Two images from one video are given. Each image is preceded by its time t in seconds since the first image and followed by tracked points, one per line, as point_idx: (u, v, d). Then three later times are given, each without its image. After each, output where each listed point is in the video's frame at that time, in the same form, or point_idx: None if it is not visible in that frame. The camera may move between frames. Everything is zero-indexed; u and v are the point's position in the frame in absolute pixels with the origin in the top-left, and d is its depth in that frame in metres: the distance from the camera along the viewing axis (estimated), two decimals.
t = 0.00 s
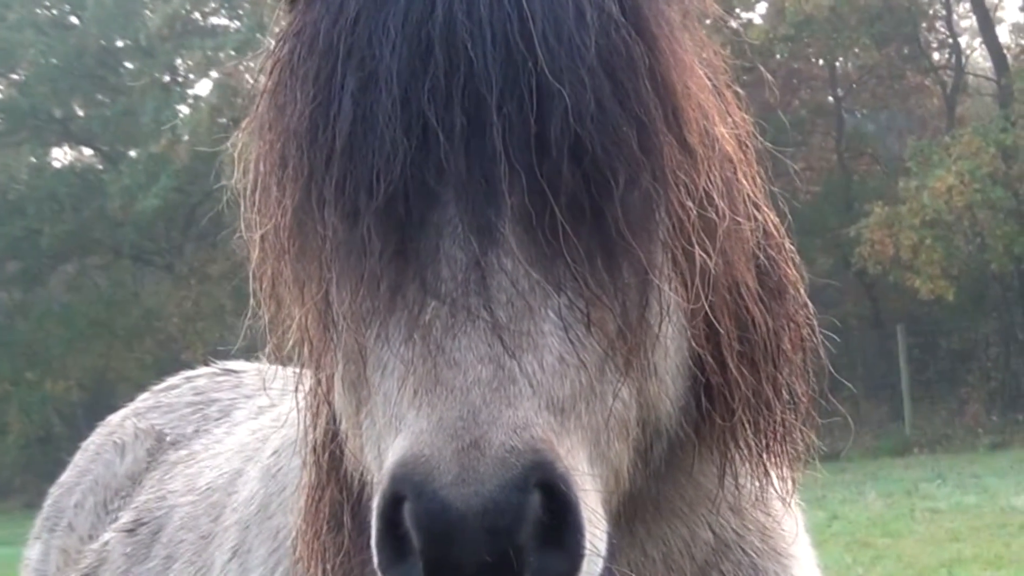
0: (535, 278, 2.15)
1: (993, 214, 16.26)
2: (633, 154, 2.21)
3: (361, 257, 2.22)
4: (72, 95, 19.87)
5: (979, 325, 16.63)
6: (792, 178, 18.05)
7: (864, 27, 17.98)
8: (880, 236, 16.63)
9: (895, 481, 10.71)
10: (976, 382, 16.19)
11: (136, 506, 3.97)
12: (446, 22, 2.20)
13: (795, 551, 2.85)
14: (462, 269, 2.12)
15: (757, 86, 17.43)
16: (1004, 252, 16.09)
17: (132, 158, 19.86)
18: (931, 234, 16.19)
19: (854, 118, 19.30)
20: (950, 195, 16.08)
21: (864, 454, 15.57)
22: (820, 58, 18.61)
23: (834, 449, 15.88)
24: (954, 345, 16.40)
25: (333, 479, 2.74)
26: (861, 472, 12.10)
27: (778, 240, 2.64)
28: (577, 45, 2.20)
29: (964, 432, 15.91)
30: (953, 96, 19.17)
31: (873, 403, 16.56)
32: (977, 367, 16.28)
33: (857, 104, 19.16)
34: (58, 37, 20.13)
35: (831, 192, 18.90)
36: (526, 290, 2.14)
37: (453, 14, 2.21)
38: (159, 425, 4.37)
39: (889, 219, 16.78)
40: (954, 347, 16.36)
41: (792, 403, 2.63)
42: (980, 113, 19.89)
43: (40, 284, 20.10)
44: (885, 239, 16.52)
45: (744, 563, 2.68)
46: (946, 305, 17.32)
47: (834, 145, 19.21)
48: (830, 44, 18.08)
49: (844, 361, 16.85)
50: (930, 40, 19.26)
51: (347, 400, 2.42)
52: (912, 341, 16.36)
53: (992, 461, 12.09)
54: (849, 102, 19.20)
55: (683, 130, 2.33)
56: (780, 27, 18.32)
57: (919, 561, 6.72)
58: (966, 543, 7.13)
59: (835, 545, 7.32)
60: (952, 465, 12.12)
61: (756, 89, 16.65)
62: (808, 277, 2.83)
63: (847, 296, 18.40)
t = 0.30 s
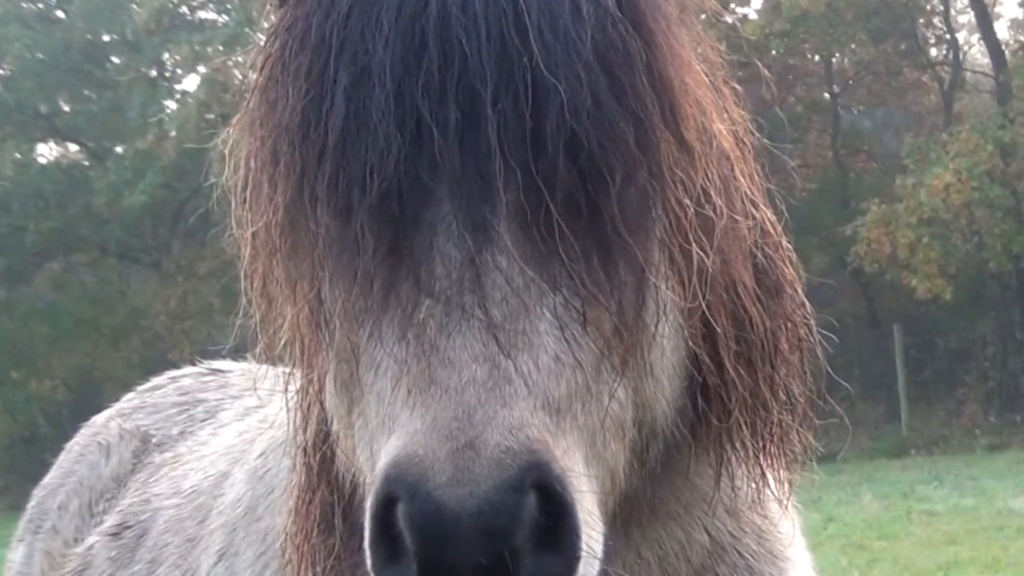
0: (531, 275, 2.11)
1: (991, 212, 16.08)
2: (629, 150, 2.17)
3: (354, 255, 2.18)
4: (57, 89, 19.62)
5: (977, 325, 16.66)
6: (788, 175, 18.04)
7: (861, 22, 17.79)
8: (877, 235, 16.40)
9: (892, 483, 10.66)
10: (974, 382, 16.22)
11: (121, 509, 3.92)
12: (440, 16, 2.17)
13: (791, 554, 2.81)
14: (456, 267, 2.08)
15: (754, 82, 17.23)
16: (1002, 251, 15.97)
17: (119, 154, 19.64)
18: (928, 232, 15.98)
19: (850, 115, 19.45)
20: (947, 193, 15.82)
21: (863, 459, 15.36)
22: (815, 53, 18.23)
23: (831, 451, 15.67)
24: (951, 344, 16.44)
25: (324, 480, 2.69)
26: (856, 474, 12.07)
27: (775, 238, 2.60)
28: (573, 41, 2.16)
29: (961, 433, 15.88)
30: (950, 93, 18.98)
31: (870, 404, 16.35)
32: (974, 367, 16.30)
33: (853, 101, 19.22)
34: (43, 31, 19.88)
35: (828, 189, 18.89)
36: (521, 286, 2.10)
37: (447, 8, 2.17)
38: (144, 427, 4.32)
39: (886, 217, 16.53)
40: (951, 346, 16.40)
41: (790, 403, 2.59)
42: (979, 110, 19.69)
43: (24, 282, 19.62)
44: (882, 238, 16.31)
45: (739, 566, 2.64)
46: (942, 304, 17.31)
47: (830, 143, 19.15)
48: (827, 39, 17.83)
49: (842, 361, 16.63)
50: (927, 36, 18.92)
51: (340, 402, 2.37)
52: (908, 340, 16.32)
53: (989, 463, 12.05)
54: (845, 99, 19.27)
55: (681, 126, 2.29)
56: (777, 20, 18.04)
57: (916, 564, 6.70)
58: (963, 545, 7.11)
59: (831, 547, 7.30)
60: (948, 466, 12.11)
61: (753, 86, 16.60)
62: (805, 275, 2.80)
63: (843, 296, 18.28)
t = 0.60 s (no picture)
0: (512, 284, 2.06)
1: (982, 216, 15.94)
2: (611, 157, 2.12)
3: (333, 265, 2.12)
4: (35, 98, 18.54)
5: (969, 329, 16.45)
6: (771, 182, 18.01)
7: (850, 25, 17.78)
8: (867, 239, 16.31)
9: (884, 491, 10.58)
10: (966, 389, 15.89)
11: (98, 523, 3.87)
12: (419, 22, 2.12)
13: (775, 563, 2.77)
14: (436, 277, 2.03)
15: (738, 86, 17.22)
16: (994, 256, 15.84)
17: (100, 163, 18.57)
18: (918, 238, 15.93)
19: (839, 118, 19.42)
20: (939, 198, 15.75)
21: (853, 464, 14.93)
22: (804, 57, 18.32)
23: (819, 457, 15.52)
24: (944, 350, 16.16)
25: (303, 492, 2.64)
26: (847, 483, 11.97)
27: (760, 243, 2.55)
28: (554, 47, 2.11)
29: (954, 440, 15.43)
30: (941, 96, 18.75)
31: (861, 410, 16.00)
32: (966, 374, 15.98)
33: (842, 104, 19.29)
34: (18, 38, 18.79)
35: (818, 193, 19.03)
36: (502, 296, 2.04)
37: (425, 15, 2.12)
38: (121, 439, 4.27)
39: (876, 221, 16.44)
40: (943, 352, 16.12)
41: (776, 410, 2.55)
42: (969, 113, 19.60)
43: None
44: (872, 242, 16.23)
45: None
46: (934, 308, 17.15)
47: (819, 147, 19.22)
48: (815, 42, 17.78)
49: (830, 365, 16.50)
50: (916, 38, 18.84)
51: (318, 415, 2.32)
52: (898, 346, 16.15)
53: (986, 470, 11.96)
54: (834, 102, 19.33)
55: (662, 131, 2.24)
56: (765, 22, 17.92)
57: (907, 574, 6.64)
58: (956, 554, 7.05)
59: (820, 558, 7.23)
60: (940, 474, 12.00)
61: (738, 91, 16.49)
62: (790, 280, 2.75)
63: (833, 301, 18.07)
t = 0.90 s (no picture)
0: (505, 287, 2.02)
1: (980, 217, 15.43)
2: (606, 157, 2.08)
3: (324, 267, 2.08)
4: (19, 96, 18.36)
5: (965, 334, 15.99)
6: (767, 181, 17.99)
7: (846, 23, 17.60)
8: (863, 241, 16.08)
9: (879, 496, 10.56)
10: (963, 392, 15.69)
11: (82, 527, 3.82)
12: (411, 21, 2.06)
13: (768, 568, 2.73)
14: (429, 280, 1.99)
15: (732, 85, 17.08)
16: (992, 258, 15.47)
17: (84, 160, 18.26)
18: (915, 240, 15.65)
19: (836, 119, 19.21)
20: (935, 199, 15.32)
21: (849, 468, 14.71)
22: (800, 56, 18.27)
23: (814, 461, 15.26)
24: (941, 353, 15.89)
25: (291, 496, 2.59)
26: (843, 487, 11.93)
27: (756, 246, 2.51)
28: (549, 47, 2.07)
29: (949, 444, 15.05)
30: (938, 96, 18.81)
31: (858, 413, 15.76)
32: (963, 377, 15.77)
33: (839, 104, 19.13)
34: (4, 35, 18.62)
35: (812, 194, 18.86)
36: (495, 298, 2.01)
37: (418, 11, 2.07)
38: (107, 441, 4.23)
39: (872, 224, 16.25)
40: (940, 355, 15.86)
41: (771, 415, 2.51)
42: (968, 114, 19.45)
43: None
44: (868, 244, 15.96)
45: None
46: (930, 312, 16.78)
47: (814, 147, 19.13)
48: (811, 41, 17.63)
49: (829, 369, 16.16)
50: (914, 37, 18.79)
51: (306, 419, 2.28)
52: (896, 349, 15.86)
53: (982, 475, 11.91)
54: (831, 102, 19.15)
55: (659, 132, 2.20)
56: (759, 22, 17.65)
57: None
58: (952, 559, 7.04)
59: (816, 563, 7.22)
60: (937, 479, 11.97)
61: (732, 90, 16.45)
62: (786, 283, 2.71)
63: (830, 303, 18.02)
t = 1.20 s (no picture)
0: (501, 290, 1.97)
1: (979, 219, 15.33)
2: (604, 159, 2.04)
3: (316, 269, 2.03)
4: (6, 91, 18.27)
5: (964, 337, 15.59)
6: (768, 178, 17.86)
7: (845, 22, 17.75)
8: (861, 243, 15.83)
9: (877, 500, 10.54)
10: (962, 397, 15.16)
11: (70, 530, 3.77)
12: (407, 19, 2.02)
13: None
14: (423, 281, 1.95)
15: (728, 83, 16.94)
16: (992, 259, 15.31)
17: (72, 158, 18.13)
18: (915, 241, 15.44)
19: (833, 119, 18.89)
20: (935, 200, 15.31)
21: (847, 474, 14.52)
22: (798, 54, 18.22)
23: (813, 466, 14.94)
24: (939, 356, 15.35)
25: (283, 501, 2.55)
26: (839, 491, 11.89)
27: (755, 248, 2.47)
28: (546, 46, 2.02)
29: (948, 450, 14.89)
30: (937, 96, 18.80)
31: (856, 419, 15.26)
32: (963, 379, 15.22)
33: (835, 104, 18.82)
34: None
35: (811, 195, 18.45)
36: (491, 301, 1.97)
37: (413, 9, 2.02)
38: (96, 442, 4.18)
39: (871, 224, 16.00)
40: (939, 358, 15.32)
41: (770, 419, 2.47)
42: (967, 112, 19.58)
43: None
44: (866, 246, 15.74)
45: None
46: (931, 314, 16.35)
47: (812, 147, 18.76)
48: (810, 40, 17.62)
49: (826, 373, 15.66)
50: (914, 36, 18.80)
51: (297, 424, 2.23)
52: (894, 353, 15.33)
53: (981, 480, 11.87)
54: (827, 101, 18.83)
55: (657, 133, 2.16)
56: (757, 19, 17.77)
57: None
58: (951, 565, 7.03)
59: (814, 568, 7.19)
60: (934, 484, 11.93)
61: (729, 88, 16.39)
62: (785, 285, 2.67)
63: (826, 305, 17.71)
